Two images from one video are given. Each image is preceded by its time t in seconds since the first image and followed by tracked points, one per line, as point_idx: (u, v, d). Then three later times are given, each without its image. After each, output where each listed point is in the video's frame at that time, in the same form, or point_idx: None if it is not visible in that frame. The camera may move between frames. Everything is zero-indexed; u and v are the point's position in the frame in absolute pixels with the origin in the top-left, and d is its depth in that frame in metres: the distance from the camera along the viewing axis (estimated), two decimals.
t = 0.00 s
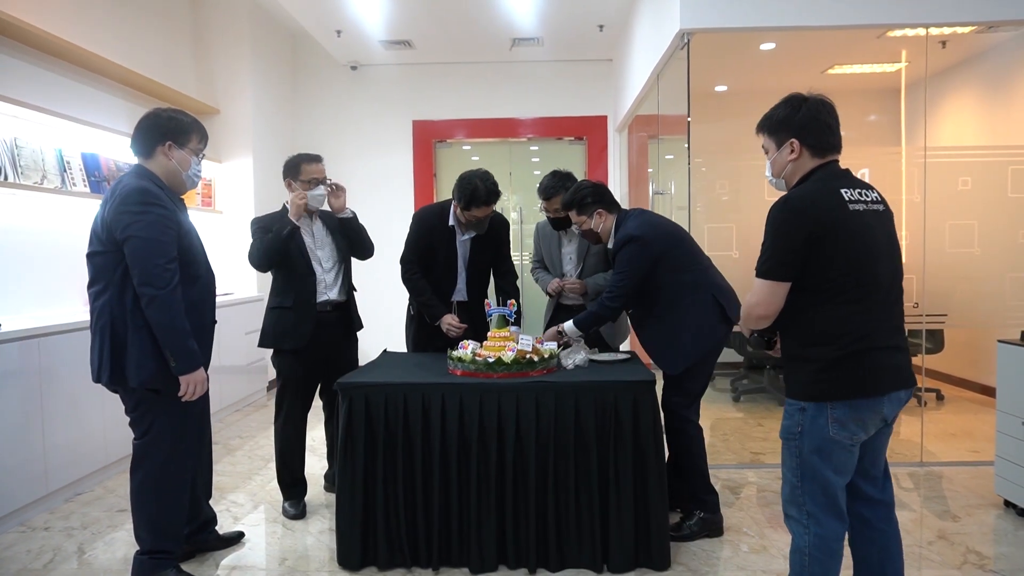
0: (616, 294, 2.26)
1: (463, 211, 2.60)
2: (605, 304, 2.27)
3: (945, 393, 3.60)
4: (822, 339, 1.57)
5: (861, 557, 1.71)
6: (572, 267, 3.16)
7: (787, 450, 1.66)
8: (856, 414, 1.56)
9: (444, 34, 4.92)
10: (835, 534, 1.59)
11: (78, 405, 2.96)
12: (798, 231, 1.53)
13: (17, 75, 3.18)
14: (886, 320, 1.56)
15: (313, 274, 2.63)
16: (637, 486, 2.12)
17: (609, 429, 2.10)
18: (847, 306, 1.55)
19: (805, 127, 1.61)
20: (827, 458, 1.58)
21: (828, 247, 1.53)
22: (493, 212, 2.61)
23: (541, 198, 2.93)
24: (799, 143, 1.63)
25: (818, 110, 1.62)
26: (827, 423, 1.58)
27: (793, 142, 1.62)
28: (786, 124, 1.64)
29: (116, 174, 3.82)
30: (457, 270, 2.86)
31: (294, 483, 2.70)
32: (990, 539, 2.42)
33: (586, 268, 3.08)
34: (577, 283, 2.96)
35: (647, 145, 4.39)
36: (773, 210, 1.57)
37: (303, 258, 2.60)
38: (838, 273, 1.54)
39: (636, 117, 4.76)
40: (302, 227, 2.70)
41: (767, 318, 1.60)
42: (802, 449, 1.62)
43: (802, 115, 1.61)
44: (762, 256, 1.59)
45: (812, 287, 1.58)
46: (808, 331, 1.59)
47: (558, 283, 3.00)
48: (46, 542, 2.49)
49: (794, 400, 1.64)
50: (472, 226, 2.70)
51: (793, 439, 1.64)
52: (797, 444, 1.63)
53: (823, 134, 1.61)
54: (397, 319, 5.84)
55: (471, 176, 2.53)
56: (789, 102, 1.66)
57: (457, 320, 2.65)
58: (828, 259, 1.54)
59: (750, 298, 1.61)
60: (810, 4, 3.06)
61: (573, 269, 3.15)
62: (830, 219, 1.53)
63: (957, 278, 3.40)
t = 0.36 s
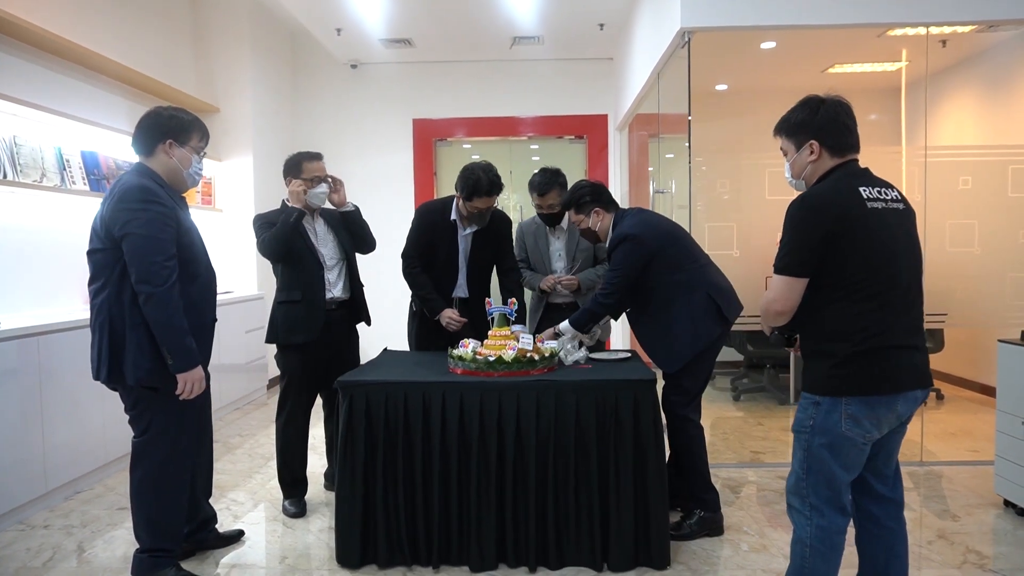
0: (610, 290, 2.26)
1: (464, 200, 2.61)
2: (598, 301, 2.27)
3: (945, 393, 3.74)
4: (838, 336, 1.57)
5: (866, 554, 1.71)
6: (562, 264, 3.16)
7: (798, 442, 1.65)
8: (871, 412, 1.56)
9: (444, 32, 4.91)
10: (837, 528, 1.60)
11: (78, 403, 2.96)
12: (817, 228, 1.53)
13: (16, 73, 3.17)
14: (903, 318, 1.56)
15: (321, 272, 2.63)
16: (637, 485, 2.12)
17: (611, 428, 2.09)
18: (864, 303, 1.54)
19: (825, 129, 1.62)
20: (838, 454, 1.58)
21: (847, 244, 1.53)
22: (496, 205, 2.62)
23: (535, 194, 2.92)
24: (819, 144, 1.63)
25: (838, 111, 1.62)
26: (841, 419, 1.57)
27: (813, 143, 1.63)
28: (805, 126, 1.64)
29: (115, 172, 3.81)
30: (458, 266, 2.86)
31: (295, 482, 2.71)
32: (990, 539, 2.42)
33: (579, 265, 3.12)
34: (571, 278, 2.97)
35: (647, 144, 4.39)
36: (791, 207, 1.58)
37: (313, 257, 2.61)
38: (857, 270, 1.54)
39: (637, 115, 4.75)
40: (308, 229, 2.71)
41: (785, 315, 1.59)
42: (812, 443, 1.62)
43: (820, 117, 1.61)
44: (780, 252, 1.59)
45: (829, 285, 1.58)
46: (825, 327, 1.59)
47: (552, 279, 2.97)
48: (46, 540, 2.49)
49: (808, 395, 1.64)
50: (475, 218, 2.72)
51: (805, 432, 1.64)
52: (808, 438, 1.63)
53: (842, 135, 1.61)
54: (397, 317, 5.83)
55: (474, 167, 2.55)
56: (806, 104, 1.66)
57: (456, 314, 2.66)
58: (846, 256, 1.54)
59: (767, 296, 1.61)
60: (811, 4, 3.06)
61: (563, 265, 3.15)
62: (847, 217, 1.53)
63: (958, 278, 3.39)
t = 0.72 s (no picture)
0: (607, 282, 2.26)
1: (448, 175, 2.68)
2: (597, 292, 2.26)
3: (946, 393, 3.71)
4: (845, 334, 1.56)
5: (868, 552, 1.71)
6: (563, 256, 3.15)
7: (805, 442, 1.65)
8: (879, 411, 1.56)
9: (447, 29, 4.90)
10: (849, 529, 1.59)
11: (80, 399, 2.96)
12: (822, 226, 1.53)
13: (19, 69, 3.17)
14: (909, 315, 1.56)
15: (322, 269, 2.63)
16: (639, 483, 2.12)
17: (612, 426, 2.09)
18: (871, 300, 1.54)
19: (826, 126, 1.61)
20: (847, 454, 1.57)
21: (851, 242, 1.53)
22: (477, 186, 2.67)
23: (537, 183, 2.93)
24: (818, 142, 1.63)
25: (837, 108, 1.62)
26: (849, 418, 1.56)
27: (813, 141, 1.62)
28: (806, 123, 1.63)
29: (117, 168, 3.80)
30: (458, 256, 2.86)
31: (296, 478, 2.71)
32: (993, 537, 2.41)
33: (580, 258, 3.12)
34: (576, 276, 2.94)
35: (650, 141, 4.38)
36: (795, 204, 1.57)
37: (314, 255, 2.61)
38: (861, 268, 1.53)
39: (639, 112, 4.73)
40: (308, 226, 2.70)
41: (787, 313, 1.59)
42: (820, 443, 1.61)
43: (821, 115, 1.61)
44: (784, 251, 1.59)
45: (834, 282, 1.57)
46: (831, 325, 1.58)
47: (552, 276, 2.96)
48: (48, 536, 2.50)
49: (814, 395, 1.63)
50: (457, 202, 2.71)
51: (812, 432, 1.63)
52: (816, 438, 1.62)
53: (842, 133, 1.61)
54: (399, 314, 5.84)
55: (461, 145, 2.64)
56: (806, 102, 1.65)
57: (449, 306, 2.68)
58: (850, 254, 1.54)
59: (771, 294, 1.61)
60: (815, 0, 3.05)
61: (564, 258, 3.15)
62: (852, 214, 1.53)
63: (962, 276, 3.39)
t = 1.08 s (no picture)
0: (609, 274, 2.26)
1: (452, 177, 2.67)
2: (597, 284, 2.26)
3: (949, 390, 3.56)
4: (841, 332, 1.56)
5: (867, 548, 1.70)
6: (570, 251, 3.11)
7: (802, 442, 1.65)
8: (876, 408, 1.55)
9: (449, 24, 4.88)
10: (849, 527, 1.58)
11: (82, 394, 2.96)
12: (815, 225, 1.52)
13: (21, 63, 3.16)
14: (904, 311, 1.56)
15: (322, 267, 2.63)
16: (641, 480, 2.12)
17: (613, 422, 2.09)
18: (866, 298, 1.54)
19: (818, 122, 1.60)
20: (844, 453, 1.57)
21: (845, 239, 1.52)
22: (483, 183, 2.66)
23: (545, 174, 2.92)
24: (809, 137, 1.62)
25: (829, 104, 1.61)
26: (845, 417, 1.56)
27: (804, 136, 1.61)
28: (797, 118, 1.62)
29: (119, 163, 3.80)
30: (456, 251, 2.86)
31: (297, 473, 2.71)
32: (995, 535, 2.41)
33: (587, 255, 3.07)
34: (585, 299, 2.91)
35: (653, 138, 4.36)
36: (787, 203, 1.57)
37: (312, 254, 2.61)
38: (854, 266, 1.53)
39: (642, 108, 4.71)
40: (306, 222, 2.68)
41: (781, 313, 1.60)
42: (817, 442, 1.61)
43: (813, 110, 1.60)
44: (777, 250, 1.58)
45: (828, 281, 1.57)
46: (827, 324, 1.58)
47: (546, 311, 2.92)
48: (50, 530, 2.50)
49: (810, 394, 1.63)
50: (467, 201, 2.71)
51: (809, 431, 1.63)
52: (813, 437, 1.62)
53: (834, 129, 1.60)
54: (400, 310, 5.83)
55: (462, 145, 2.59)
56: (799, 96, 1.63)
57: (447, 301, 2.67)
58: (845, 250, 1.53)
59: (762, 294, 1.61)
60: None
61: (572, 253, 3.10)
62: (845, 212, 1.52)
63: (966, 274, 3.37)
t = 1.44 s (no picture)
0: (610, 271, 2.26)
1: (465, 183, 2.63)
2: (598, 282, 2.26)
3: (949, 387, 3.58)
4: (836, 335, 1.54)
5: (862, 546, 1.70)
6: (579, 248, 3.09)
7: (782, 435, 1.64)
8: (862, 409, 1.54)
9: (450, 19, 4.87)
10: (819, 524, 1.57)
11: (82, 390, 2.96)
12: (808, 229, 1.50)
13: (20, 58, 3.15)
14: (898, 311, 1.55)
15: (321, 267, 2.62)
16: (641, 477, 2.11)
17: (613, 421, 2.09)
18: (861, 300, 1.52)
19: (806, 123, 1.58)
20: (823, 450, 1.56)
21: (838, 241, 1.51)
22: (496, 189, 2.64)
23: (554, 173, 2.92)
24: (798, 138, 1.59)
25: (815, 104, 1.59)
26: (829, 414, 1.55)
27: (792, 137, 1.59)
28: (786, 119, 1.59)
29: (119, 158, 3.79)
30: (458, 251, 2.86)
31: (297, 469, 2.71)
32: (995, 533, 2.41)
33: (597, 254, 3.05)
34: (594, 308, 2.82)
35: (653, 134, 4.35)
36: (779, 207, 1.54)
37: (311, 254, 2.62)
38: (849, 268, 1.52)
39: (643, 105, 4.71)
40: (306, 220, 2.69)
41: (776, 320, 1.57)
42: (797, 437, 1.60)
43: (800, 110, 1.58)
44: (770, 255, 1.56)
45: (823, 283, 1.55)
46: (822, 326, 1.57)
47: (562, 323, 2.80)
48: (50, 526, 2.50)
49: (797, 390, 1.62)
50: (476, 204, 2.71)
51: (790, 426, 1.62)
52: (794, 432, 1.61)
53: (822, 129, 1.58)
54: (400, 306, 5.83)
55: (477, 151, 2.54)
56: (785, 96, 1.61)
57: (449, 300, 2.67)
58: (838, 252, 1.52)
59: (760, 300, 1.58)
60: None
61: (581, 250, 3.08)
62: (837, 215, 1.50)
63: (967, 271, 3.37)
